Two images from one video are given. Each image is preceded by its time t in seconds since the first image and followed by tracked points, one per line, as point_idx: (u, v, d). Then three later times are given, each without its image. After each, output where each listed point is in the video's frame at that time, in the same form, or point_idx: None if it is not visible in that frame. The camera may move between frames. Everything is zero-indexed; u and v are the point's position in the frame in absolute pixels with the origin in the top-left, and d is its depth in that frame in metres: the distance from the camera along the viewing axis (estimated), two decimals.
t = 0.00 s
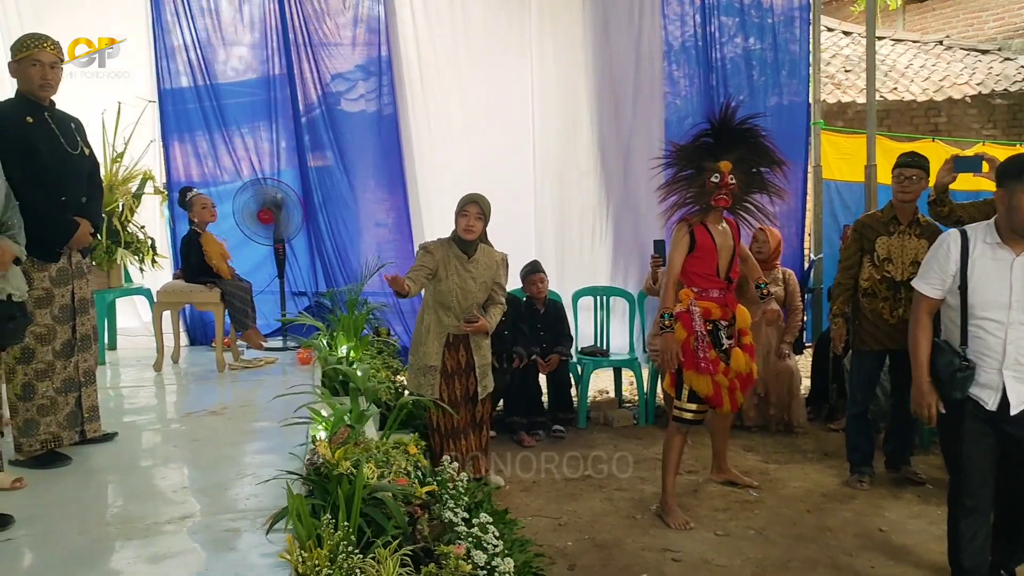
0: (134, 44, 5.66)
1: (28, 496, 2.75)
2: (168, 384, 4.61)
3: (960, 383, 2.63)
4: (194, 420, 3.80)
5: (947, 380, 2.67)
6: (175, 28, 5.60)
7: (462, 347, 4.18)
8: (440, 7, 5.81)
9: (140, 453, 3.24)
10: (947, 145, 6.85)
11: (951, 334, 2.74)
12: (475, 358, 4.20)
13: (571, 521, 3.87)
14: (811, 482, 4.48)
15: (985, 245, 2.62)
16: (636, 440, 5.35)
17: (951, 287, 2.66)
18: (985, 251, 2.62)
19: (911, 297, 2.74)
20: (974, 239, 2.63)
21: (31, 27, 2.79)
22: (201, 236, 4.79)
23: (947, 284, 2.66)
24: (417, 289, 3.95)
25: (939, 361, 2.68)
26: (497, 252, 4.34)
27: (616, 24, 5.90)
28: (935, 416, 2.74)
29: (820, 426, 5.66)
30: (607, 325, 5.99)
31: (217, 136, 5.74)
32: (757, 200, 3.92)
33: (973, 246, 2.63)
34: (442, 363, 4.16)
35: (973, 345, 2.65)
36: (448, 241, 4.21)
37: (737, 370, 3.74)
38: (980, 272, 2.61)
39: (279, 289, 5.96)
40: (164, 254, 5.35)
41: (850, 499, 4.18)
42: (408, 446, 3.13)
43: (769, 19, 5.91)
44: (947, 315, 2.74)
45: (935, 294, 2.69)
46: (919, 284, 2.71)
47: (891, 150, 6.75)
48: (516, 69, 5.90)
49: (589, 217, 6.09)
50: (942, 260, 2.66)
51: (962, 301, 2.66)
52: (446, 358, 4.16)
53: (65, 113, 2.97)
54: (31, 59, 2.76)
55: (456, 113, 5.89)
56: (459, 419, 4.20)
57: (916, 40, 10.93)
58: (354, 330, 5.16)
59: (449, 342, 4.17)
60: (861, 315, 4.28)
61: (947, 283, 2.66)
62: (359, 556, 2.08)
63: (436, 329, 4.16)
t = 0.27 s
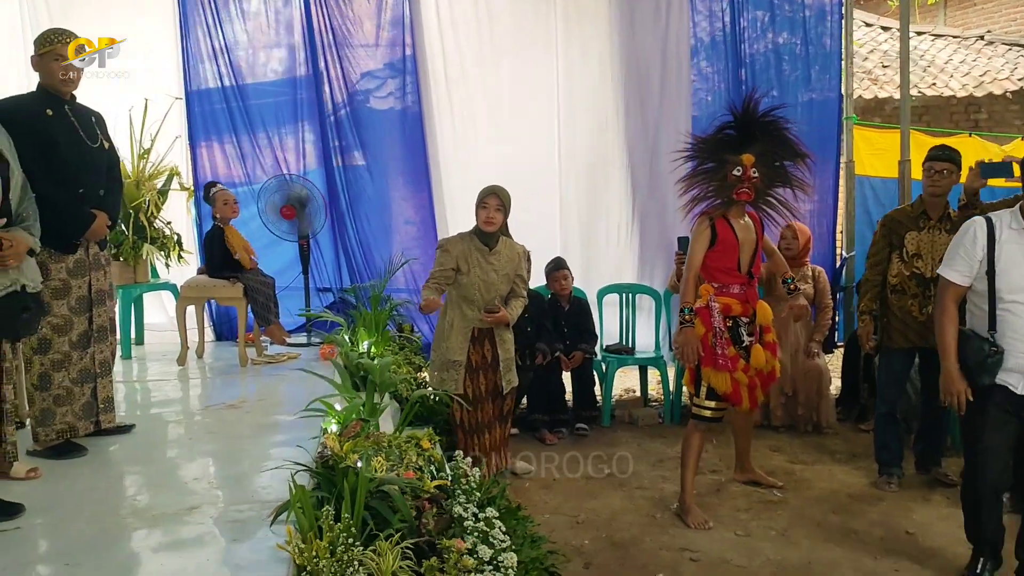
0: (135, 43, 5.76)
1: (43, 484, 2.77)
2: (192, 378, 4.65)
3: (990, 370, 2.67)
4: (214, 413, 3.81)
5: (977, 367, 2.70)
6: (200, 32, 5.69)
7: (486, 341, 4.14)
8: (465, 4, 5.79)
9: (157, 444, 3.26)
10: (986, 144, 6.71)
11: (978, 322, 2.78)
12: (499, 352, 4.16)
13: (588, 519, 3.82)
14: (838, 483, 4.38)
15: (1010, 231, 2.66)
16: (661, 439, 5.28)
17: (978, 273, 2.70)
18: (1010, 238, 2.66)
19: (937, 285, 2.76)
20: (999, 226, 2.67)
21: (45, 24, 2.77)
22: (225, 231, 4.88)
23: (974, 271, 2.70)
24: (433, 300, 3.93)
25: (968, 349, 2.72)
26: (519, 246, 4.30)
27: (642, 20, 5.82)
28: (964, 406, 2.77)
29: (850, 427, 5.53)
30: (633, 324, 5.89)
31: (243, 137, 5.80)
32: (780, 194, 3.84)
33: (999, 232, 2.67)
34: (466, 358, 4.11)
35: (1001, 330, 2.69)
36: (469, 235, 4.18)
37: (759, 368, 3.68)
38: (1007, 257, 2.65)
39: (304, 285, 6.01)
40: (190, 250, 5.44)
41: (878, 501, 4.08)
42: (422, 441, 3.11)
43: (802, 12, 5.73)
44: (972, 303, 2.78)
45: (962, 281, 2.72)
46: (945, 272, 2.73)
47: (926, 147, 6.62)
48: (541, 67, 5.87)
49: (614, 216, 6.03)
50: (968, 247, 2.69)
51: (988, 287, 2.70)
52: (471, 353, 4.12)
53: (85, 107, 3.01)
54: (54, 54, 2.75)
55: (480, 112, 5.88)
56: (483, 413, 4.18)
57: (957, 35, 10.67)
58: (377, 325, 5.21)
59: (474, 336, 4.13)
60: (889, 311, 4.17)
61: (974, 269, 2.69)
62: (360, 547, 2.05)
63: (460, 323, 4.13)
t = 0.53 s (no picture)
0: (135, 43, 5.79)
1: (46, 470, 2.77)
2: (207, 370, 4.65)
3: (1009, 355, 2.69)
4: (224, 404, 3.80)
5: (994, 354, 2.73)
6: (218, 32, 5.75)
7: (508, 329, 4.07)
8: None
9: (163, 433, 3.25)
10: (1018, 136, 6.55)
11: (991, 310, 2.81)
12: (521, 340, 4.09)
13: (599, 514, 3.76)
14: (858, 481, 4.26)
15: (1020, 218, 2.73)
16: (679, 435, 5.20)
17: (991, 261, 2.75)
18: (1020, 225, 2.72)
19: (950, 275, 2.80)
20: (1008, 212, 2.74)
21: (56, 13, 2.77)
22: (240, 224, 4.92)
23: (986, 258, 2.74)
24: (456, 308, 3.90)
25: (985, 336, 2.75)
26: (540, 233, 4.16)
27: (663, 12, 5.74)
28: (980, 396, 2.79)
29: (875, 424, 5.40)
30: (653, 319, 5.78)
31: (262, 135, 5.88)
32: (798, 183, 3.74)
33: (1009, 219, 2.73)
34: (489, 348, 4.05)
35: (1016, 316, 2.71)
36: (489, 223, 4.03)
37: (776, 362, 3.59)
38: (1019, 243, 2.71)
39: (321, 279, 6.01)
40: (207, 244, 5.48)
41: (899, 500, 3.97)
42: (427, 432, 3.06)
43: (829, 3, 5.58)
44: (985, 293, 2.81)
45: (974, 269, 2.76)
46: (955, 261, 2.78)
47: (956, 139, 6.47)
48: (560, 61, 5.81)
49: (634, 211, 5.95)
50: (979, 234, 2.74)
51: (1001, 274, 2.74)
52: (494, 342, 4.05)
53: (97, 94, 3.02)
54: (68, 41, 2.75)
55: (498, 107, 5.84)
56: (505, 401, 4.15)
57: (992, 28, 10.41)
58: (396, 318, 5.18)
59: (497, 324, 4.05)
60: (912, 304, 4.06)
61: (987, 256, 2.73)
62: (348, 531, 2.00)
63: (484, 311, 4.02)
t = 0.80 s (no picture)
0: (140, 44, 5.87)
1: (42, 455, 2.76)
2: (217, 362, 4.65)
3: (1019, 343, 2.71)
4: (229, 393, 3.78)
5: (1003, 342, 2.75)
6: (233, 28, 5.76)
7: (525, 318, 3.93)
8: None
9: (164, 420, 3.23)
10: None
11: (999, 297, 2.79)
12: (538, 329, 3.95)
13: (607, 508, 3.68)
14: (877, 478, 4.14)
15: None
16: (695, 431, 5.10)
17: (1001, 248, 2.73)
18: None
19: (960, 263, 2.77)
20: (1017, 199, 2.72)
21: None
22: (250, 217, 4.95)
23: (997, 246, 2.71)
24: (476, 284, 3.84)
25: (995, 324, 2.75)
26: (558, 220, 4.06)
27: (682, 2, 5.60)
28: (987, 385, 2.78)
29: (898, 422, 5.26)
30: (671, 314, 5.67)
31: (279, 137, 5.89)
32: (813, 170, 3.64)
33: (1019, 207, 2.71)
34: (507, 335, 3.93)
35: None
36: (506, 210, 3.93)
37: (790, 353, 3.49)
38: None
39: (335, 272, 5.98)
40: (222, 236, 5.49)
41: (919, 497, 3.84)
42: (428, 421, 3.00)
43: None
44: (992, 280, 2.79)
45: (984, 257, 2.73)
46: (965, 248, 2.75)
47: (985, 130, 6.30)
48: (576, 54, 5.74)
49: (653, 206, 5.84)
50: (991, 222, 2.71)
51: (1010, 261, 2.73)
52: (511, 329, 3.93)
53: (100, 79, 3.03)
54: (75, 24, 2.77)
55: (514, 102, 5.79)
56: (523, 389, 4.02)
57: None
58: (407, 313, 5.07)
59: (515, 311, 3.92)
60: (934, 296, 3.94)
61: (999, 244, 2.71)
62: (331, 515, 1.95)
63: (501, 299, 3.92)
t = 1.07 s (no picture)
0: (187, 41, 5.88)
1: (69, 440, 2.82)
2: (254, 355, 4.70)
3: None
4: (258, 385, 3.81)
5: None
6: (277, 32, 5.86)
7: (560, 312, 3.87)
8: None
9: (191, 408, 3.27)
10: None
11: None
12: (572, 323, 3.89)
13: (637, 507, 3.61)
14: (922, 482, 3.99)
15: None
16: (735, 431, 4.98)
17: None
18: None
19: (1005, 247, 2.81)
20: None
21: None
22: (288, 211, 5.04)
23: None
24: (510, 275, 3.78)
25: None
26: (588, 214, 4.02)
27: None
28: None
29: (948, 425, 5.07)
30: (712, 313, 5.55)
31: (323, 140, 5.96)
32: (851, 160, 3.53)
33: None
34: (540, 329, 3.85)
35: None
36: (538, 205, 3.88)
37: (827, 351, 3.38)
38: None
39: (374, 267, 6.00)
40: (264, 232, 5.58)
41: (964, 502, 3.69)
42: (450, 413, 2.97)
43: None
44: None
45: None
46: (1009, 234, 2.79)
47: None
48: (618, 49, 5.66)
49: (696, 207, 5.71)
50: None
51: None
52: (546, 323, 3.87)
53: (120, 69, 3.05)
54: (94, 11, 2.88)
55: (554, 101, 5.75)
56: (558, 383, 3.93)
57: None
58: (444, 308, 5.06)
59: (550, 306, 3.85)
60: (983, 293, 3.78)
61: None
62: (334, 500, 1.93)
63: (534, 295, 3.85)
